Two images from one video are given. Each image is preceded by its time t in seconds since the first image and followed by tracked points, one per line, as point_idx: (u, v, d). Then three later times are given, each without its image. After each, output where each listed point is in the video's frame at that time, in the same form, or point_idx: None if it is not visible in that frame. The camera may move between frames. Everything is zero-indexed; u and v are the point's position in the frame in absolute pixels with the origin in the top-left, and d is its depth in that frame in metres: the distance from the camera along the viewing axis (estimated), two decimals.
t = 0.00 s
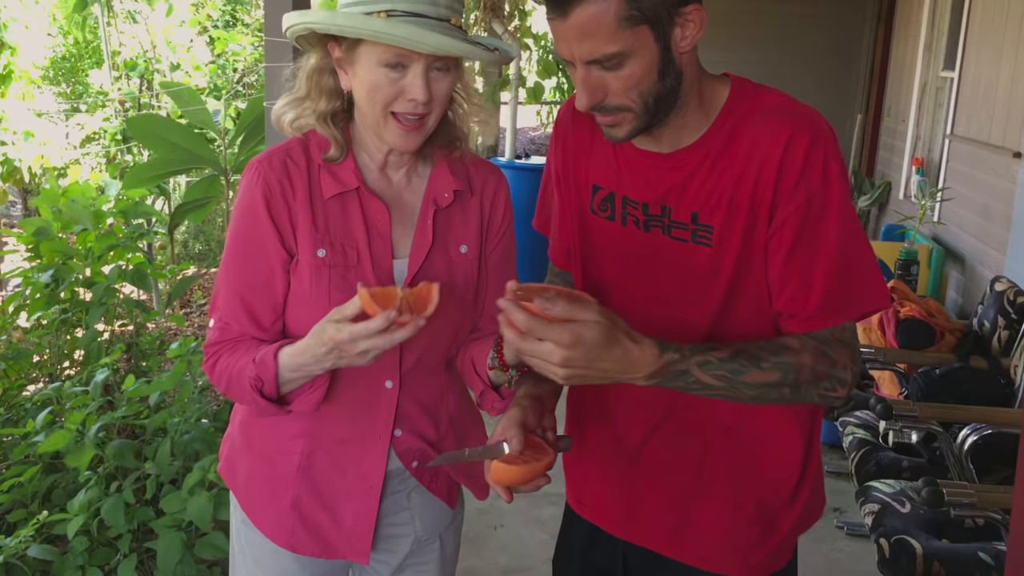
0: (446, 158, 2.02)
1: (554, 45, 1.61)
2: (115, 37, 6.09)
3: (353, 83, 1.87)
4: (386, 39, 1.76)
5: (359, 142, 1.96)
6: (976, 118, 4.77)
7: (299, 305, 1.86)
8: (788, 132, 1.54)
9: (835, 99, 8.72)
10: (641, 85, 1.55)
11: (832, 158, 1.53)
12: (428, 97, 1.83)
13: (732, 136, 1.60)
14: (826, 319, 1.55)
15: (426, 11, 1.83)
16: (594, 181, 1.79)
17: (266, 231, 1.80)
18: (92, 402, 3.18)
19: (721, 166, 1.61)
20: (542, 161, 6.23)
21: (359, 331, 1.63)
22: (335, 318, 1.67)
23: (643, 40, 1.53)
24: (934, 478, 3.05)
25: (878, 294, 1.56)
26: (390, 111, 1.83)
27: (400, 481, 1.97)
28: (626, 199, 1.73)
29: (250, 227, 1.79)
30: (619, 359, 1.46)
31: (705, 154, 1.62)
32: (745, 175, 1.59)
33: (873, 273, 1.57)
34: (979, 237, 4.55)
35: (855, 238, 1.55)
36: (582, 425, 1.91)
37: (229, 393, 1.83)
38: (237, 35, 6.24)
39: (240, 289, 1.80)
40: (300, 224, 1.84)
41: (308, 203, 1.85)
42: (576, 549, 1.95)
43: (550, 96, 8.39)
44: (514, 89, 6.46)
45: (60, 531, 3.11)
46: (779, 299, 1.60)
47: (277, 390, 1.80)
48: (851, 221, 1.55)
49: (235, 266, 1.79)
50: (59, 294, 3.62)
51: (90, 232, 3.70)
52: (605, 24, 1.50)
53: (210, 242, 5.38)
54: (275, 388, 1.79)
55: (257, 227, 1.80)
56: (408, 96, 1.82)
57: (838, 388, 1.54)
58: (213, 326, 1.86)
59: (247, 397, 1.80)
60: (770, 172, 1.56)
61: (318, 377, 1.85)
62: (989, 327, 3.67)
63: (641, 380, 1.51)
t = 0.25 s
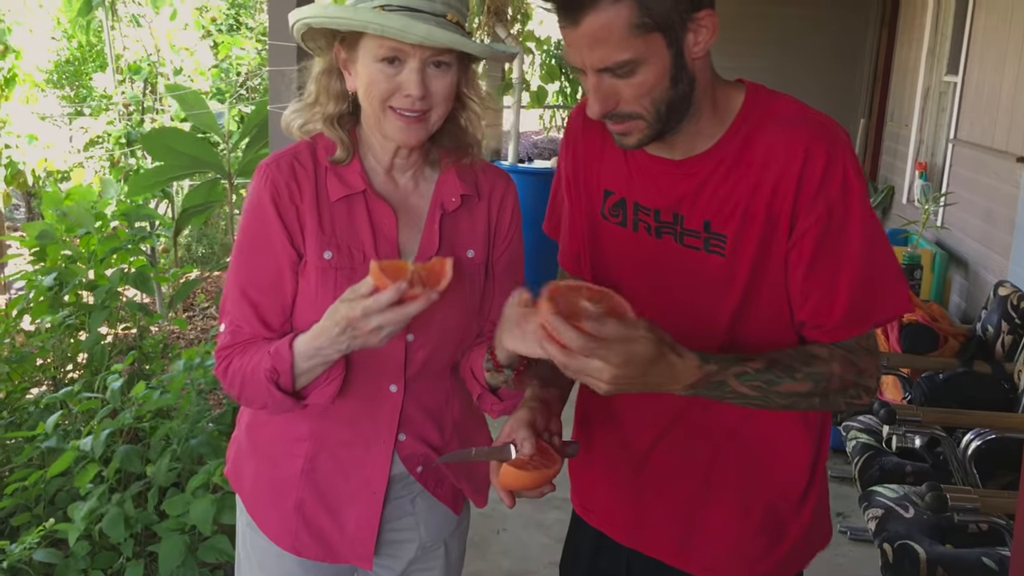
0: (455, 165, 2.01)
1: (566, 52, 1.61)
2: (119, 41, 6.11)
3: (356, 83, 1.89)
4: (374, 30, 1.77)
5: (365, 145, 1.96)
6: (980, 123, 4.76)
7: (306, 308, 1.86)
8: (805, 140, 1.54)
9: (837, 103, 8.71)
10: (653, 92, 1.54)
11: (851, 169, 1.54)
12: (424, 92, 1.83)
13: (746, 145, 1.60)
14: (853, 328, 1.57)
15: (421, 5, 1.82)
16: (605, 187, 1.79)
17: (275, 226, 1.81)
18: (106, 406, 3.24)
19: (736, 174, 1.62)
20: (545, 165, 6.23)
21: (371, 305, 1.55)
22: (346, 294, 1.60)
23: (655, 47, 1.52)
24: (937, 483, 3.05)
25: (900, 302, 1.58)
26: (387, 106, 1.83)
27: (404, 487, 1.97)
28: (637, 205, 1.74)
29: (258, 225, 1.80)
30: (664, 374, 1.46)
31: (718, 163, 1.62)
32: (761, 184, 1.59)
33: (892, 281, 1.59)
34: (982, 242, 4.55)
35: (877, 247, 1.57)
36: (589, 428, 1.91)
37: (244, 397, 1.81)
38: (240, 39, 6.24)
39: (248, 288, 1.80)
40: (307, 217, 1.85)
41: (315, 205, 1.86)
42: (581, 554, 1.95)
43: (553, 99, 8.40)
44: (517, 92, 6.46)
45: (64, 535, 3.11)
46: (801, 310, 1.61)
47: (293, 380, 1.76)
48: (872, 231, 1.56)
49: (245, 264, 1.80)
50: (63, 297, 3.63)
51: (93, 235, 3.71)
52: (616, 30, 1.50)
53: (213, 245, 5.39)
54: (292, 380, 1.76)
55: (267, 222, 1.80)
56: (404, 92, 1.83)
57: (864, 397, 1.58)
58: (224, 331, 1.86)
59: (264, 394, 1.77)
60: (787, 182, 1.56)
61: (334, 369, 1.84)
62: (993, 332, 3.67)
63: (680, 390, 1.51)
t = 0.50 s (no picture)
0: (465, 175, 2.00)
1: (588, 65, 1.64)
2: (124, 50, 6.15)
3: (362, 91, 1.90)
4: (369, 28, 1.79)
5: (376, 154, 1.97)
6: (982, 133, 4.77)
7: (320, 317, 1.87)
8: (832, 168, 1.56)
9: (840, 112, 8.72)
10: (674, 105, 1.56)
11: (881, 196, 1.57)
12: (424, 94, 1.82)
13: (768, 165, 1.62)
14: (886, 356, 1.61)
15: (419, 7, 1.82)
16: (617, 199, 1.83)
17: (289, 226, 1.83)
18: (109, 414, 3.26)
19: (758, 195, 1.64)
20: (548, 174, 6.23)
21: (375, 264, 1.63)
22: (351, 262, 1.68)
23: (676, 60, 1.55)
24: (942, 493, 3.00)
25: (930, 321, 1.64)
26: (388, 109, 1.83)
27: (410, 497, 1.96)
28: (653, 219, 1.76)
29: (273, 229, 1.82)
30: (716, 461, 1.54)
31: (737, 181, 1.65)
32: (787, 207, 1.61)
33: (918, 304, 1.63)
34: (986, 252, 4.55)
35: (908, 272, 1.61)
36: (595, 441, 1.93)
37: (265, 400, 1.80)
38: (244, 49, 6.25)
39: (262, 289, 1.83)
40: (318, 219, 1.86)
41: (326, 213, 1.86)
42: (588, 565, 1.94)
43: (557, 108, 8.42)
44: (520, 102, 6.47)
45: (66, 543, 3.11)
46: (836, 338, 1.64)
47: (310, 367, 1.76)
48: (901, 258, 1.60)
49: (261, 265, 1.82)
50: (66, 305, 3.63)
51: (97, 244, 3.69)
52: (637, 43, 1.53)
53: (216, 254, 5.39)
54: (309, 365, 1.76)
55: (281, 222, 1.83)
56: (405, 94, 1.82)
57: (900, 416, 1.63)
58: (240, 341, 1.86)
59: (284, 385, 1.76)
60: (814, 208, 1.58)
61: (351, 355, 1.82)
62: (996, 342, 3.66)
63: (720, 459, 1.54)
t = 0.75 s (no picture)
0: (473, 194, 2.01)
1: (616, 85, 1.63)
2: (129, 66, 6.20)
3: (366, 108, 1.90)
4: (367, 43, 1.81)
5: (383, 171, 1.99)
6: (983, 150, 4.79)
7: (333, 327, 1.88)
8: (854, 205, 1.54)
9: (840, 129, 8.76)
10: (706, 130, 1.56)
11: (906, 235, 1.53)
12: (425, 109, 1.82)
13: (791, 196, 1.62)
14: (911, 398, 1.54)
15: (418, 22, 1.82)
16: (634, 220, 1.84)
17: (298, 234, 1.85)
18: (109, 431, 3.26)
19: (781, 224, 1.64)
20: (550, 191, 6.26)
21: (370, 241, 1.68)
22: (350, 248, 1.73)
23: (712, 85, 1.54)
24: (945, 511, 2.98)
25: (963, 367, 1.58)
26: (388, 125, 1.83)
27: (417, 517, 1.94)
28: (670, 243, 1.78)
29: (283, 240, 1.85)
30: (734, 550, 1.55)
31: (758, 210, 1.65)
32: (809, 239, 1.60)
33: (950, 350, 1.57)
34: (987, 269, 4.56)
35: (937, 316, 1.55)
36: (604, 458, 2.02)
37: (282, 404, 1.80)
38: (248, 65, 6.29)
39: (273, 296, 1.86)
40: (326, 225, 1.88)
41: (335, 225, 1.89)
42: None
43: (558, 124, 8.46)
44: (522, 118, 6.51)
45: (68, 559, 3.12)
46: (859, 376, 1.60)
47: (323, 361, 1.78)
48: (930, 300, 1.54)
49: (273, 271, 1.85)
50: (70, 321, 3.65)
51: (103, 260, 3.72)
52: (674, 67, 1.52)
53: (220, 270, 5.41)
54: (321, 361, 1.78)
55: (288, 230, 1.85)
56: (405, 109, 1.82)
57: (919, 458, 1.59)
58: (257, 355, 1.88)
59: (297, 381, 1.77)
60: (837, 244, 1.56)
61: (364, 350, 1.83)
62: (998, 358, 3.65)
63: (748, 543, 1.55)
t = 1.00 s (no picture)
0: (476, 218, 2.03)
1: (639, 98, 1.60)
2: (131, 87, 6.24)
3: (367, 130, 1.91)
4: (365, 66, 1.81)
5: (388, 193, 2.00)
6: (983, 171, 4.81)
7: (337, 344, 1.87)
8: (882, 229, 1.56)
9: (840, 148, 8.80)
10: (734, 149, 1.55)
11: (928, 262, 1.56)
12: (423, 130, 1.82)
13: (811, 219, 1.64)
14: (938, 429, 1.56)
15: (414, 45, 1.83)
16: (651, 240, 1.87)
17: (305, 248, 1.88)
18: (112, 452, 3.26)
19: (800, 246, 1.66)
20: (551, 210, 6.27)
21: (366, 228, 1.72)
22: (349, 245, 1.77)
23: (742, 104, 1.52)
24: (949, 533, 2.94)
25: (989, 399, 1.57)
26: (388, 146, 1.83)
27: (421, 541, 1.93)
28: (686, 264, 1.80)
29: (289, 254, 1.87)
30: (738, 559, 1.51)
31: (777, 232, 1.67)
32: (829, 262, 1.62)
33: (973, 379, 1.57)
34: (987, 289, 4.60)
35: (960, 344, 1.57)
36: (615, 494, 2.02)
37: (281, 410, 1.78)
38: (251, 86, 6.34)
39: (277, 310, 1.86)
40: (331, 241, 1.89)
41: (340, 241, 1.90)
42: None
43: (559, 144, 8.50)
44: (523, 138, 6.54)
45: None
46: (881, 403, 1.60)
47: (323, 363, 1.77)
48: (953, 326, 1.56)
49: (279, 284, 1.87)
50: (73, 342, 3.65)
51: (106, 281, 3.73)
52: (708, 83, 1.49)
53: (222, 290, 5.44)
54: (322, 363, 1.77)
55: (294, 243, 1.87)
56: (404, 131, 1.82)
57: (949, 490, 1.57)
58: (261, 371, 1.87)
59: (296, 381, 1.76)
60: (858, 265, 1.58)
61: (367, 354, 1.81)
62: (999, 379, 3.64)
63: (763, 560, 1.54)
